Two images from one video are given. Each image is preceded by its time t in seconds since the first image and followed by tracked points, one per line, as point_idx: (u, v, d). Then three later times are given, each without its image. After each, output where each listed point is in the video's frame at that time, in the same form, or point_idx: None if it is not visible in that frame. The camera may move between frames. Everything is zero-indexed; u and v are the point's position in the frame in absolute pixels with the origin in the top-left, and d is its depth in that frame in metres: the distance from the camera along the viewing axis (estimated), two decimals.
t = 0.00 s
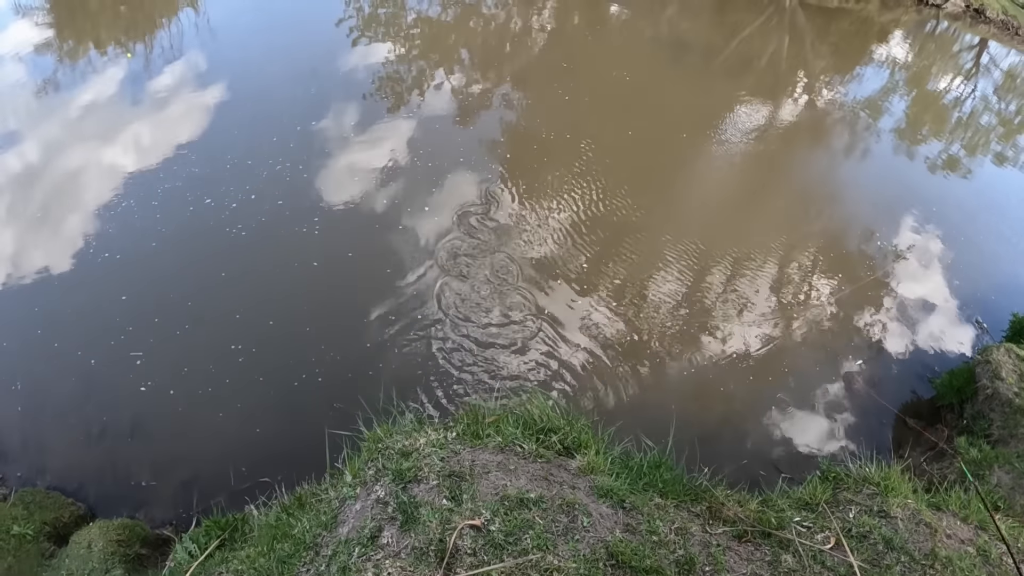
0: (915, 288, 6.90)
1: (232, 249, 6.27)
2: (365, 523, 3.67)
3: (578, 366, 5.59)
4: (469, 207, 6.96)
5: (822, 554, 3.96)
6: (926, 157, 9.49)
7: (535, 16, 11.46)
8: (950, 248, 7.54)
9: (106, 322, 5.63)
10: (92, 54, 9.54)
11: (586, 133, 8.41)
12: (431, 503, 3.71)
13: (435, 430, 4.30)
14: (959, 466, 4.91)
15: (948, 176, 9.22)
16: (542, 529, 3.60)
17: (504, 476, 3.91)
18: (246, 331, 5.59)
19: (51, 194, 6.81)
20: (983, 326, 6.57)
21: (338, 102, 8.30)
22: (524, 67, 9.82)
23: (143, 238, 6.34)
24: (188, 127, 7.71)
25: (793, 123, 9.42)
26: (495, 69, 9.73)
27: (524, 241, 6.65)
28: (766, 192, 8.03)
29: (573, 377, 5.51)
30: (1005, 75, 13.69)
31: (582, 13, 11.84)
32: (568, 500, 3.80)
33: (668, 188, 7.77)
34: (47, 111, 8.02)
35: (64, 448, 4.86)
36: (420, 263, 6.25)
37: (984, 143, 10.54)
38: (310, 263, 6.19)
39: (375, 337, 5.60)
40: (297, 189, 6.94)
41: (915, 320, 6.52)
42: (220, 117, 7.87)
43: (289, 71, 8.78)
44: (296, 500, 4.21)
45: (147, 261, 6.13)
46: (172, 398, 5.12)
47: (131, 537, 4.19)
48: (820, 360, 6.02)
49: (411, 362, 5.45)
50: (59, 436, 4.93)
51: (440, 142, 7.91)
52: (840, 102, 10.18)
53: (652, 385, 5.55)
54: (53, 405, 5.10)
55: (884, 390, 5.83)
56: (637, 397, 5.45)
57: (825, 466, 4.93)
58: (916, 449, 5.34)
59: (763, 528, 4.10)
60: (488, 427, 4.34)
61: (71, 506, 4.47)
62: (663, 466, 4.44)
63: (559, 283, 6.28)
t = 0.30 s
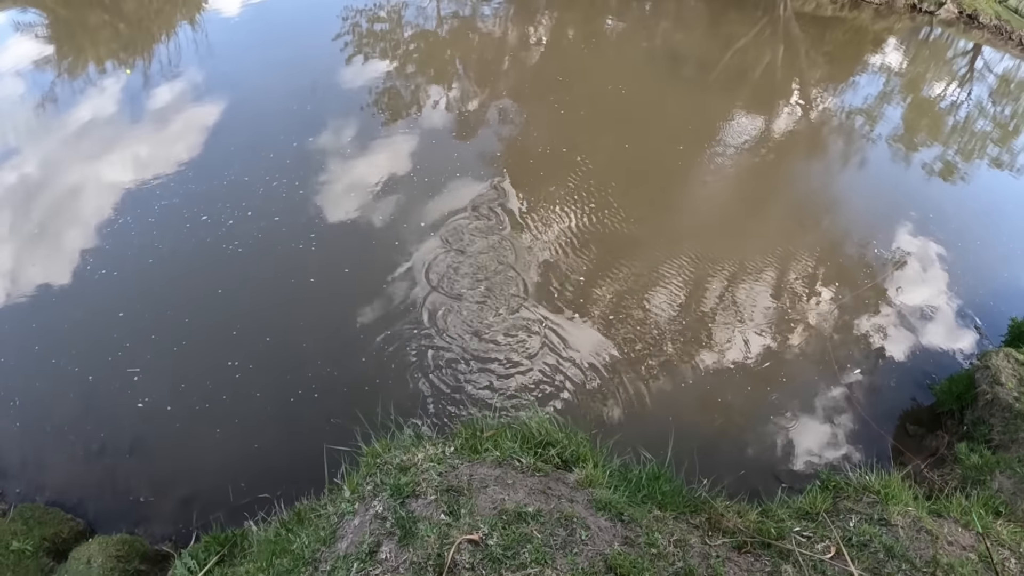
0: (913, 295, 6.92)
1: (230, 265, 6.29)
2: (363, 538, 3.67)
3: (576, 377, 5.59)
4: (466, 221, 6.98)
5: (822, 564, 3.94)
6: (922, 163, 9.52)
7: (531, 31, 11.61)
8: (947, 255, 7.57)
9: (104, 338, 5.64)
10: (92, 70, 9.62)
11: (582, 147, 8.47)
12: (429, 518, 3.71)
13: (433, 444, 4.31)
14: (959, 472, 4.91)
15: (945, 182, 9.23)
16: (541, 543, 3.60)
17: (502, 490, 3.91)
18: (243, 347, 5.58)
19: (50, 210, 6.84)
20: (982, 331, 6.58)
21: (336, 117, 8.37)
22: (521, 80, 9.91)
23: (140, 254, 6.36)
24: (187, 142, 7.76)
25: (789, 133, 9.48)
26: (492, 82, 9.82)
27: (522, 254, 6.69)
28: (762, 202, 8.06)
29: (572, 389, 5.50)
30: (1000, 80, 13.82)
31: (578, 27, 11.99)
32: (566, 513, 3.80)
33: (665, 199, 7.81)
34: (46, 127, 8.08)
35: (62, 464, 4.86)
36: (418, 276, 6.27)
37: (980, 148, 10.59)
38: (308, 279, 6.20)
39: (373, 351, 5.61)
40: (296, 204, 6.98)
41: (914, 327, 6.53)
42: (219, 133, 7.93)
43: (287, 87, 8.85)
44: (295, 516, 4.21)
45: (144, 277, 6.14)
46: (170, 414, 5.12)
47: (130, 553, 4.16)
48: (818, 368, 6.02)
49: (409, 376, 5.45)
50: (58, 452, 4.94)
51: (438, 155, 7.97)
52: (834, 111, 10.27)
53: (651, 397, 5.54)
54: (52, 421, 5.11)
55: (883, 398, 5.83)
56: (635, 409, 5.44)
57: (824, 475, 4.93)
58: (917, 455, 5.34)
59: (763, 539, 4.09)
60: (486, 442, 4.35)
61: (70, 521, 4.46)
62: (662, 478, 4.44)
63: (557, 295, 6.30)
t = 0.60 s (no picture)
0: (913, 298, 6.92)
1: (227, 272, 6.30)
2: (359, 545, 3.67)
3: (573, 383, 5.58)
4: (462, 227, 6.99)
5: (820, 569, 3.93)
6: (921, 166, 9.52)
7: (529, 37, 11.68)
8: (947, 257, 7.57)
9: (101, 346, 5.64)
10: (92, 77, 9.66)
11: (580, 153, 8.49)
12: (425, 524, 3.71)
13: (429, 451, 4.32)
14: (959, 474, 4.88)
15: (945, 184, 9.22)
16: (536, 549, 3.59)
17: (498, 496, 3.91)
18: (240, 355, 5.58)
19: (49, 218, 6.86)
20: (981, 333, 6.57)
21: (336, 124, 8.41)
22: (519, 85, 9.96)
23: (137, 262, 6.37)
24: (186, 150, 7.79)
25: (787, 138, 9.51)
26: (491, 88, 9.86)
27: (521, 259, 6.71)
28: (761, 206, 8.07)
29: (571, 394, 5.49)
30: (997, 82, 13.87)
31: (576, 33, 12.06)
32: (562, 519, 3.79)
33: (663, 205, 7.82)
34: (46, 134, 8.11)
35: (61, 471, 4.86)
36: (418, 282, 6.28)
37: (979, 150, 10.61)
38: (304, 286, 6.20)
39: (370, 357, 5.60)
40: (295, 211, 7.00)
41: (913, 330, 6.53)
42: (219, 140, 7.96)
43: (287, 94, 8.89)
44: (292, 523, 4.20)
45: (141, 285, 6.15)
46: (166, 422, 5.12)
47: (128, 560, 4.14)
48: (817, 371, 6.02)
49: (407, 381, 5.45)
50: (57, 459, 4.93)
51: (437, 161, 8.00)
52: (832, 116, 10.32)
53: (649, 402, 5.52)
54: (51, 428, 5.11)
55: (883, 402, 5.81)
56: (633, 414, 5.42)
57: (824, 478, 4.92)
58: (917, 458, 5.33)
59: (761, 543, 4.08)
60: (483, 448, 4.35)
61: (69, 528, 4.44)
62: (659, 483, 4.45)
63: (554, 301, 6.30)
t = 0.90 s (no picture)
0: (912, 301, 6.93)
1: (226, 280, 6.32)
2: (358, 552, 3.68)
3: (573, 388, 5.59)
4: (461, 234, 7.00)
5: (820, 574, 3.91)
6: (920, 169, 9.54)
7: (528, 43, 11.75)
8: (946, 260, 7.59)
9: (99, 354, 5.65)
10: (91, 85, 9.71)
11: (579, 161, 8.51)
12: (424, 531, 3.71)
13: (429, 458, 4.34)
14: (959, 478, 4.88)
15: (944, 187, 9.23)
16: (535, 556, 3.60)
17: (497, 503, 3.92)
18: (238, 363, 5.59)
19: (48, 225, 6.89)
20: (981, 336, 6.59)
21: (336, 131, 8.45)
22: (518, 92, 10.01)
23: (136, 270, 6.39)
24: (186, 157, 7.82)
25: (785, 143, 9.55)
26: (490, 94, 9.91)
27: (521, 265, 6.73)
28: (760, 212, 8.08)
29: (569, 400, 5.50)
30: (995, 85, 13.93)
31: (574, 39, 12.13)
32: (561, 526, 3.80)
33: (662, 211, 7.83)
34: (46, 142, 8.14)
35: (61, 479, 4.87)
36: (418, 289, 6.30)
37: (977, 153, 10.64)
38: (302, 295, 6.21)
39: (368, 364, 5.61)
40: (295, 218, 7.03)
41: (913, 333, 6.54)
42: (218, 147, 7.99)
43: (286, 103, 8.93)
44: (292, 530, 4.21)
45: (139, 293, 6.16)
46: (165, 430, 5.13)
47: (127, 567, 4.13)
48: (816, 375, 6.03)
49: (406, 388, 5.45)
50: (56, 467, 4.94)
51: (436, 168, 8.03)
52: (829, 121, 10.38)
53: (649, 408, 5.52)
54: (50, 436, 5.12)
55: (883, 406, 5.82)
56: (632, 420, 5.42)
57: (823, 483, 4.92)
58: (917, 462, 5.34)
59: (760, 549, 4.07)
60: (481, 456, 4.37)
61: (69, 536, 4.44)
62: (658, 490, 4.47)
63: (553, 307, 6.32)
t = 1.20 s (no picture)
0: (912, 304, 6.95)
1: (225, 288, 6.33)
2: (359, 560, 3.68)
3: (574, 396, 5.58)
4: (460, 241, 7.02)
5: None
6: (919, 173, 9.55)
7: (527, 50, 11.80)
8: (946, 263, 7.61)
9: (99, 362, 5.66)
10: (91, 92, 9.74)
11: (578, 167, 8.54)
12: (425, 539, 3.72)
13: (429, 465, 4.36)
14: (960, 481, 4.88)
15: (943, 190, 9.24)
16: (536, 562, 3.60)
17: (498, 510, 3.93)
18: (237, 371, 5.59)
19: (48, 233, 6.90)
20: (981, 338, 6.60)
21: (336, 138, 8.48)
22: (518, 98, 10.06)
23: (135, 278, 6.40)
24: (186, 165, 7.85)
25: (784, 148, 9.58)
26: (489, 100, 9.95)
27: (521, 271, 6.75)
28: (760, 217, 8.10)
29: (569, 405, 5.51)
30: (993, 87, 13.98)
31: (573, 45, 12.18)
32: (562, 532, 3.80)
33: (662, 217, 7.85)
34: (46, 149, 8.17)
35: (62, 486, 4.87)
36: (417, 296, 6.32)
37: (976, 155, 10.67)
38: (302, 302, 6.21)
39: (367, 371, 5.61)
40: (295, 225, 7.05)
41: (912, 336, 6.56)
42: (219, 154, 8.02)
43: (286, 110, 8.97)
44: (293, 537, 4.21)
45: (139, 301, 6.18)
46: (164, 438, 5.13)
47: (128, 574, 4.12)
48: (816, 379, 6.04)
49: (406, 395, 5.46)
50: (57, 475, 4.94)
51: (436, 174, 8.06)
52: (828, 125, 10.42)
53: (649, 414, 5.53)
54: (51, 443, 5.12)
55: (883, 410, 5.82)
56: (633, 426, 5.42)
57: (824, 488, 4.93)
58: (918, 465, 5.34)
59: (761, 554, 4.07)
60: (482, 462, 4.38)
61: (70, 543, 4.43)
62: (659, 496, 4.48)
63: (553, 314, 6.32)
